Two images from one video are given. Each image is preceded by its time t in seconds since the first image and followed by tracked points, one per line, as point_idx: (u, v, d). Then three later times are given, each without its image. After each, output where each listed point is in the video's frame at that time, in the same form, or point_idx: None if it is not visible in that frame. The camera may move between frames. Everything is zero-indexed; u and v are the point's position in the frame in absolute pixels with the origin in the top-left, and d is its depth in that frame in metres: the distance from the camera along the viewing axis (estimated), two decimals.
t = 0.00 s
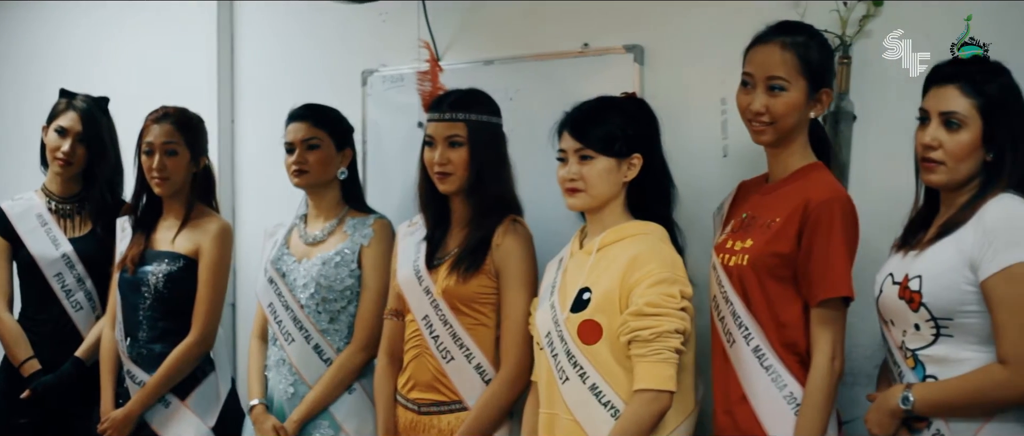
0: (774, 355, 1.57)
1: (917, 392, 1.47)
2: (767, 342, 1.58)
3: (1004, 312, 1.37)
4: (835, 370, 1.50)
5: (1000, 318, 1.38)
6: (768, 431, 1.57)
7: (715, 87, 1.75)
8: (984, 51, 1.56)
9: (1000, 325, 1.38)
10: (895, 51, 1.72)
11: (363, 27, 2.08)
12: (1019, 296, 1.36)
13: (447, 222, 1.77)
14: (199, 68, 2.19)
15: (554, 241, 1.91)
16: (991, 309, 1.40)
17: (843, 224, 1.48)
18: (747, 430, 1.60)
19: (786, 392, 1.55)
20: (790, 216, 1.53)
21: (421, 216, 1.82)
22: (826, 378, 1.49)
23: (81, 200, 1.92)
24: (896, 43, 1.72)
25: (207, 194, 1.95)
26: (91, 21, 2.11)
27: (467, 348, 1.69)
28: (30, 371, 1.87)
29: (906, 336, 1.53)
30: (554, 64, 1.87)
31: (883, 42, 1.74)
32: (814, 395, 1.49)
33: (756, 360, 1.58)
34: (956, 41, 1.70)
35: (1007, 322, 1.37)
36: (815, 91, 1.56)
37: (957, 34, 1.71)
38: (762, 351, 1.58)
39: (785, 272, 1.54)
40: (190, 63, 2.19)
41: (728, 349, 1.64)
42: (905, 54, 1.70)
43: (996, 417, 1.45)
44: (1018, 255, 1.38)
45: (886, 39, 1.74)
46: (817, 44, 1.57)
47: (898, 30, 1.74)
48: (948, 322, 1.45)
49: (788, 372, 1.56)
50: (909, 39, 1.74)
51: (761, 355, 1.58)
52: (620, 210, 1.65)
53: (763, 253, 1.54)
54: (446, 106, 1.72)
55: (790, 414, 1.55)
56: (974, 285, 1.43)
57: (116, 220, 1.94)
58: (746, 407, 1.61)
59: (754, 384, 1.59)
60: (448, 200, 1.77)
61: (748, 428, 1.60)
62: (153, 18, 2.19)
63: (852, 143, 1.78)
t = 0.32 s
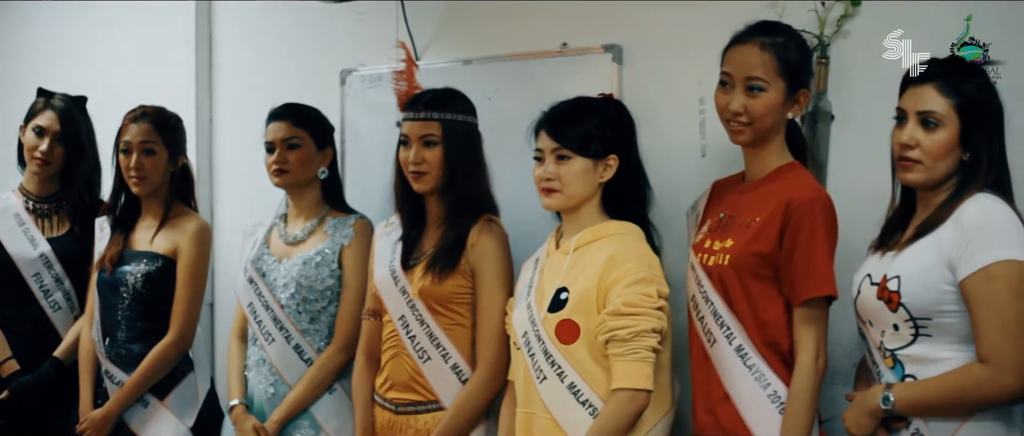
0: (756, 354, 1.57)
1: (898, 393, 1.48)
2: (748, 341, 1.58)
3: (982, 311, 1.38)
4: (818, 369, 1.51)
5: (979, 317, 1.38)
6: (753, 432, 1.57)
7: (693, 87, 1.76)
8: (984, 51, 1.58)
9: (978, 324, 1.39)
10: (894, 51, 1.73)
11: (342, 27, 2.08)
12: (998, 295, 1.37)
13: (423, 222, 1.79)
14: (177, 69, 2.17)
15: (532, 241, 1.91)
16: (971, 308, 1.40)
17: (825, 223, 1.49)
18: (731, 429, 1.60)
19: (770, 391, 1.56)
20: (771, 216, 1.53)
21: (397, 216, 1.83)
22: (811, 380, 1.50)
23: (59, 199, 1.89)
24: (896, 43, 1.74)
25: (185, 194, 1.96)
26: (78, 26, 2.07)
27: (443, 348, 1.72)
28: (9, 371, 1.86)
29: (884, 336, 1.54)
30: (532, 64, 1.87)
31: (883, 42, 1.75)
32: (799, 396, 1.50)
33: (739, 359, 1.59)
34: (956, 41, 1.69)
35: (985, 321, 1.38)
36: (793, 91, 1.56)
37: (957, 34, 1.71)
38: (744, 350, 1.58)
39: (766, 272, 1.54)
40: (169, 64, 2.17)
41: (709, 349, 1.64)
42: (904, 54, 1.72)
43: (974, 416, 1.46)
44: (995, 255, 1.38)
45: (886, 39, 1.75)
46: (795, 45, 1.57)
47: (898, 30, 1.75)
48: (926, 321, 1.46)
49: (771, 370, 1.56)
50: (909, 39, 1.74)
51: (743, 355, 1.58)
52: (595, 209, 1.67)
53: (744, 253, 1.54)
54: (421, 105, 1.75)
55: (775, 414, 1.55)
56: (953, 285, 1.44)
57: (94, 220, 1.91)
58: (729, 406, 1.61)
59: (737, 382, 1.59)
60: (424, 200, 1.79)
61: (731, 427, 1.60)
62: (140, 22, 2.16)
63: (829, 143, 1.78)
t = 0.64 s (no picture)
0: (737, 353, 1.56)
1: (879, 390, 1.48)
2: (729, 340, 1.57)
3: (961, 310, 1.39)
4: (799, 367, 1.51)
5: (959, 316, 1.39)
6: (734, 431, 1.55)
7: (673, 86, 1.76)
8: (985, 50, 1.67)
9: (957, 322, 1.40)
10: (895, 51, 1.74)
11: (321, 27, 2.08)
12: (976, 294, 1.37)
13: (400, 222, 1.84)
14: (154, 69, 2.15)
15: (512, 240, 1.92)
16: (950, 308, 1.41)
17: (805, 222, 1.49)
18: (713, 429, 1.58)
19: (751, 391, 1.55)
20: (750, 216, 1.53)
21: (375, 216, 1.87)
22: (792, 375, 1.49)
23: (39, 199, 1.89)
24: (897, 42, 1.74)
25: (165, 194, 1.96)
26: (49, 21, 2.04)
27: (421, 348, 1.76)
28: None
29: (865, 336, 1.54)
30: (512, 63, 1.87)
31: (883, 42, 1.75)
32: (781, 395, 1.49)
33: (720, 358, 1.58)
34: (956, 41, 1.71)
35: (963, 319, 1.38)
36: (772, 92, 1.55)
37: (956, 34, 1.73)
38: (725, 349, 1.57)
39: (746, 271, 1.54)
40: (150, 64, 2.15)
41: (688, 348, 1.62)
42: (903, 54, 1.72)
43: (953, 415, 1.46)
44: (974, 254, 1.39)
45: (886, 39, 1.75)
46: (775, 45, 1.57)
47: (898, 30, 1.75)
48: (906, 322, 1.46)
49: (751, 369, 1.55)
50: (909, 39, 1.75)
51: (724, 353, 1.57)
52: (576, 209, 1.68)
53: (724, 253, 1.54)
54: (399, 106, 1.80)
55: (757, 413, 1.54)
56: (933, 285, 1.44)
57: (75, 220, 1.90)
58: (708, 405, 1.59)
59: (719, 381, 1.58)
60: (401, 200, 1.84)
61: (711, 427, 1.58)
62: (123, 23, 2.14)
63: (808, 143, 1.78)
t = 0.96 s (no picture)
0: (715, 352, 1.56)
1: (858, 391, 1.47)
2: (707, 339, 1.57)
3: (941, 308, 1.39)
4: (777, 366, 1.51)
5: (939, 314, 1.39)
6: (712, 431, 1.55)
7: (651, 86, 1.78)
8: (986, 51, 1.69)
9: (937, 321, 1.40)
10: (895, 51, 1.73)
11: (300, 27, 2.08)
12: (956, 293, 1.38)
13: (378, 221, 1.85)
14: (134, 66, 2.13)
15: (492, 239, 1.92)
16: (930, 307, 1.41)
17: (783, 222, 1.50)
18: (690, 429, 1.57)
19: (729, 390, 1.55)
20: (728, 215, 1.53)
21: (354, 215, 1.89)
22: (770, 375, 1.49)
23: (16, 199, 1.88)
24: (897, 42, 1.74)
25: (144, 193, 1.97)
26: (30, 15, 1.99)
27: (400, 346, 1.77)
28: None
29: (844, 335, 1.53)
30: (492, 62, 1.88)
31: (882, 42, 1.75)
32: (760, 395, 1.49)
33: (697, 357, 1.57)
34: (956, 41, 1.72)
35: (944, 317, 1.39)
36: (749, 92, 1.55)
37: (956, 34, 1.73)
38: (703, 348, 1.57)
39: (725, 270, 1.54)
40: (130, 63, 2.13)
41: (665, 347, 1.61)
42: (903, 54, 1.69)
43: (931, 415, 1.47)
44: (954, 254, 1.39)
45: (886, 39, 1.75)
46: (752, 45, 1.57)
47: (898, 30, 1.74)
48: (886, 321, 1.46)
49: (729, 368, 1.55)
50: (909, 39, 1.74)
51: (702, 353, 1.57)
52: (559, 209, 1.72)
53: (704, 249, 1.54)
54: (376, 105, 1.82)
55: (735, 413, 1.54)
56: (913, 285, 1.44)
57: (53, 219, 1.89)
58: (687, 404, 1.58)
59: (697, 380, 1.57)
60: (379, 199, 1.85)
61: (688, 426, 1.57)
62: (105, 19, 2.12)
63: (787, 143, 1.78)
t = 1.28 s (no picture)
0: (691, 352, 1.58)
1: (836, 391, 1.47)
2: (681, 338, 1.58)
3: (920, 308, 1.39)
4: (752, 366, 1.52)
5: (918, 315, 1.39)
6: (689, 432, 1.57)
7: (629, 86, 1.80)
8: (985, 51, 1.70)
9: (916, 320, 1.40)
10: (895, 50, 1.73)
11: (279, 27, 2.08)
12: (934, 293, 1.38)
13: (357, 220, 1.86)
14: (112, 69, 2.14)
15: (472, 238, 1.92)
16: (909, 308, 1.41)
17: (758, 220, 1.51)
18: (665, 429, 1.58)
19: (704, 390, 1.57)
20: (704, 215, 1.53)
21: (334, 215, 1.88)
22: (745, 375, 1.51)
23: None
24: (897, 42, 1.73)
25: (122, 192, 1.95)
26: (21, 18, 2.05)
27: (381, 346, 1.77)
28: None
29: (823, 335, 1.53)
30: (471, 61, 1.89)
31: (882, 42, 1.74)
32: (734, 394, 1.51)
33: (672, 357, 1.59)
34: (956, 41, 1.72)
35: (923, 317, 1.39)
36: (725, 91, 1.56)
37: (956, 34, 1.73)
38: (678, 348, 1.58)
39: (700, 270, 1.55)
40: (107, 64, 2.14)
41: (640, 347, 1.62)
42: (906, 53, 1.67)
43: (909, 414, 1.47)
44: (933, 254, 1.39)
45: (886, 39, 1.74)
46: (728, 45, 1.57)
47: (897, 30, 1.74)
48: (865, 320, 1.46)
49: (704, 367, 1.57)
50: (909, 39, 1.74)
51: (677, 353, 1.58)
52: (544, 209, 1.74)
53: (678, 249, 1.54)
54: (356, 106, 1.82)
55: (709, 412, 1.56)
56: (891, 284, 1.44)
57: (30, 219, 1.90)
58: (662, 404, 1.59)
59: (672, 379, 1.59)
60: (358, 199, 1.86)
61: (665, 426, 1.58)
62: (86, 21, 2.14)
63: (765, 143, 1.79)
